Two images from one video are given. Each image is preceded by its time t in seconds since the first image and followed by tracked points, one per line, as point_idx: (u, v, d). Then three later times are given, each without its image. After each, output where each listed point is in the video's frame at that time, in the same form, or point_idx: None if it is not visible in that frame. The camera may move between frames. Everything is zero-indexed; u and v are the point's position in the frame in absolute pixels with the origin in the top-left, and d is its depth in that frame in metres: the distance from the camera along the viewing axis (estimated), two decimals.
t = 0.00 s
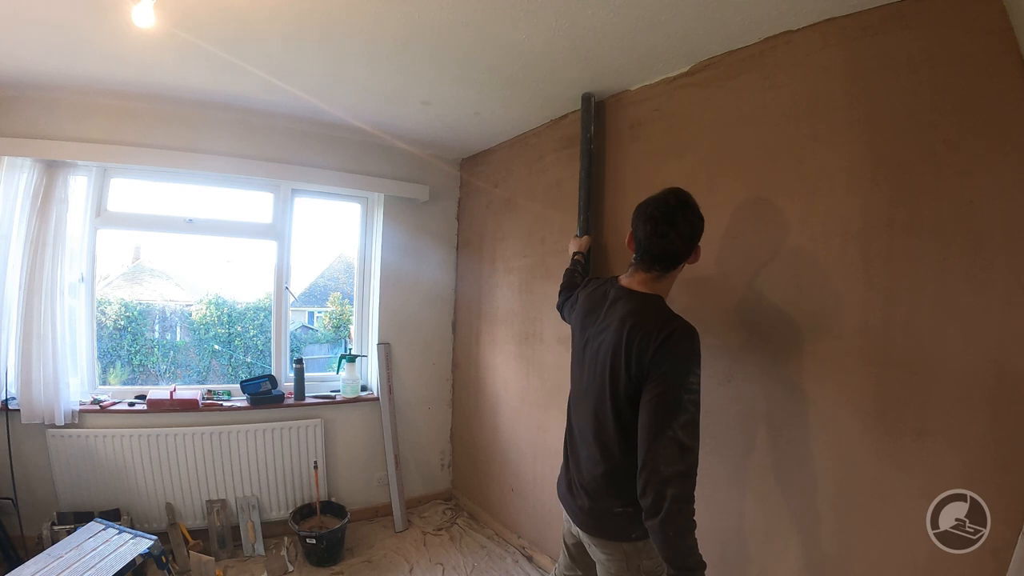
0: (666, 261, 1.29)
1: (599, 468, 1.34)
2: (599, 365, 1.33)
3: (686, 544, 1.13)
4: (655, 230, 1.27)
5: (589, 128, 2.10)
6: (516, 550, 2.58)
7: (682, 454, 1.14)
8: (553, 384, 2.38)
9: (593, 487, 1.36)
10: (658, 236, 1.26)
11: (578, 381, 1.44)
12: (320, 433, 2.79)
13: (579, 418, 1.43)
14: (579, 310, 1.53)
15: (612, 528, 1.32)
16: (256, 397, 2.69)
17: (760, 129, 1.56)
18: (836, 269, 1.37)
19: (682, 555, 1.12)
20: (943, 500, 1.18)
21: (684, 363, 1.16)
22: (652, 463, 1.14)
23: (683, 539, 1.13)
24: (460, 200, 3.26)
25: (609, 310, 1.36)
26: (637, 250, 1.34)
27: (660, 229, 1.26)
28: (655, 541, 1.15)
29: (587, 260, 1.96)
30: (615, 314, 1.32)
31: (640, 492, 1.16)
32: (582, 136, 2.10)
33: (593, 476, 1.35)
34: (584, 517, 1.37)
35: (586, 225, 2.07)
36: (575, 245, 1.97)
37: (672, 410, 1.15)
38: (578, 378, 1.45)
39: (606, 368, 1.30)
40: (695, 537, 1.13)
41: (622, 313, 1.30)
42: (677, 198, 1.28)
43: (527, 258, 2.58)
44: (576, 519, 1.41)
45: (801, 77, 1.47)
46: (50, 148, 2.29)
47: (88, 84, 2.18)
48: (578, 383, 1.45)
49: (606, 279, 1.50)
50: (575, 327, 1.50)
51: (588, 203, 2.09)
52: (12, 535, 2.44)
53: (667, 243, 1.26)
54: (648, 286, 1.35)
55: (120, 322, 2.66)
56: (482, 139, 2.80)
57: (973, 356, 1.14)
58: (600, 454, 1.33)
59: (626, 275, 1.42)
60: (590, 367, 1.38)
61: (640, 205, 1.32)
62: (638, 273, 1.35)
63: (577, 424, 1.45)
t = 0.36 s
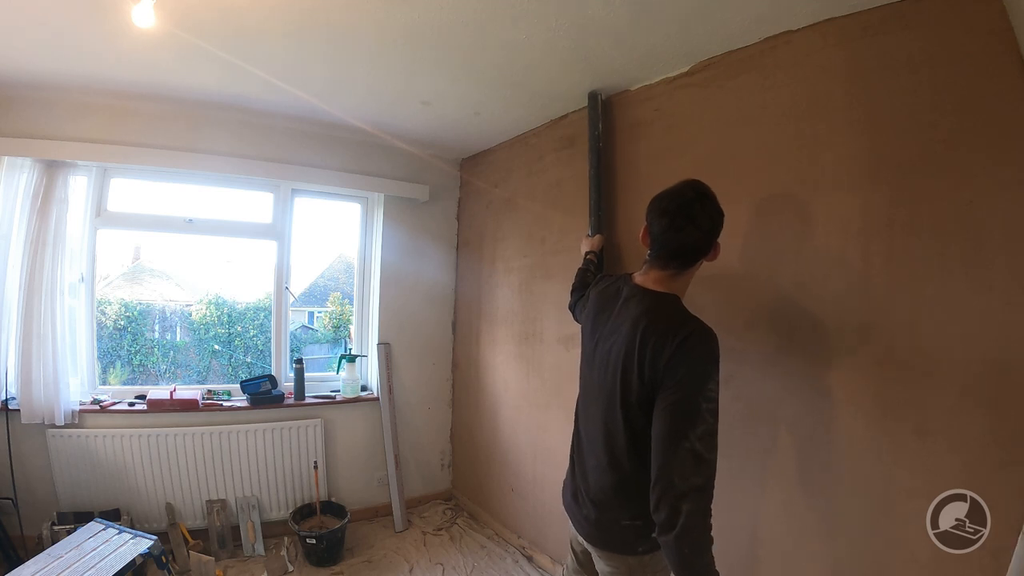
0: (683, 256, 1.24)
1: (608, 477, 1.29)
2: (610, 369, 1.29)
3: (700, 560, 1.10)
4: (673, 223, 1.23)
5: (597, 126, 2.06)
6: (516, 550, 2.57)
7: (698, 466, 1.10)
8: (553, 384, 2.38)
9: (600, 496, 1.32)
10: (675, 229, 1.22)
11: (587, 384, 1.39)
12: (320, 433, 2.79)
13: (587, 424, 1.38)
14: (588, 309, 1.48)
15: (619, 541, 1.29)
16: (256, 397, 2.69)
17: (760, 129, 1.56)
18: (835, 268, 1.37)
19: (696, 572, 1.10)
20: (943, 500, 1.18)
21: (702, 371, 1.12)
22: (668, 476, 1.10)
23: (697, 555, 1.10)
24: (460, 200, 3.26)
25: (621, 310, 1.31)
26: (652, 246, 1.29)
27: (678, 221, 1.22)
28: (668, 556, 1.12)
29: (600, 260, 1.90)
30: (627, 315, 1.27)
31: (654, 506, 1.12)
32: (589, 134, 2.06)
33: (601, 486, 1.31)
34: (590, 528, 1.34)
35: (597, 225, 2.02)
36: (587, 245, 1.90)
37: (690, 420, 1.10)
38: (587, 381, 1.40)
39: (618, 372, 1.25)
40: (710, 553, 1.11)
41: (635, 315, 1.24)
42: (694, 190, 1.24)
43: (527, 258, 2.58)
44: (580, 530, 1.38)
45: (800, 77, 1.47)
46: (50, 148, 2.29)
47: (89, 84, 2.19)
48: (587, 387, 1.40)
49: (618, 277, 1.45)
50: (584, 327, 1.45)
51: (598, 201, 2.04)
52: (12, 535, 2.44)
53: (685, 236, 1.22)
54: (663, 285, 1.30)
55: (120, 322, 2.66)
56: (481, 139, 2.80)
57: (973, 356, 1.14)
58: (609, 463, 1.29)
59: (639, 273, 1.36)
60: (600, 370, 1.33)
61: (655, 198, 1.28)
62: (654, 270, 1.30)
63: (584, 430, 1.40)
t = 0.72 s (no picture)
0: (701, 252, 1.16)
1: (616, 486, 1.25)
2: (623, 373, 1.23)
3: None
4: (688, 220, 1.14)
5: (614, 120, 1.97)
6: (516, 550, 2.57)
7: (720, 477, 1.05)
8: (553, 384, 2.38)
9: (605, 505, 1.27)
10: (691, 225, 1.14)
11: (599, 387, 1.34)
12: (320, 433, 2.79)
13: (597, 428, 1.33)
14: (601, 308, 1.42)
15: (624, 553, 1.25)
16: (256, 397, 2.69)
17: (760, 129, 1.56)
18: (835, 268, 1.37)
19: None
20: (943, 500, 1.18)
21: (723, 378, 1.05)
22: (690, 488, 1.05)
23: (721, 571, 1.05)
24: (460, 200, 3.26)
25: (634, 311, 1.24)
26: (666, 242, 1.22)
27: (693, 217, 1.13)
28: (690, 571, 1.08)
29: (614, 258, 1.81)
30: (642, 316, 1.20)
31: (675, 520, 1.08)
32: (607, 127, 1.97)
33: (607, 494, 1.27)
34: (594, 536, 1.30)
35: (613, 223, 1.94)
36: (601, 243, 1.83)
37: (710, 430, 1.05)
38: (598, 384, 1.35)
39: (631, 377, 1.20)
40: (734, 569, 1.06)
41: (649, 316, 1.18)
42: (712, 181, 1.13)
43: (527, 258, 2.58)
44: (585, 539, 1.34)
45: (800, 77, 1.47)
46: (50, 148, 2.29)
47: (89, 84, 2.19)
48: (598, 390, 1.34)
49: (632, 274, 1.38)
50: (596, 328, 1.39)
51: (615, 199, 1.96)
52: (12, 535, 2.45)
53: (702, 233, 1.13)
54: (680, 282, 1.23)
55: (120, 322, 2.66)
56: (481, 139, 2.80)
57: (973, 356, 1.14)
58: (617, 471, 1.24)
59: (655, 268, 1.29)
60: (612, 373, 1.27)
61: (668, 192, 1.19)
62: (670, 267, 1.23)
63: (593, 434, 1.35)
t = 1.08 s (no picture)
0: (737, 254, 1.15)
1: (654, 499, 1.21)
2: (662, 383, 1.19)
3: None
4: (725, 221, 1.13)
5: (632, 115, 1.92)
6: (516, 550, 2.57)
7: (779, 484, 1.06)
8: (553, 384, 2.38)
9: (642, 519, 1.23)
10: (727, 227, 1.13)
11: (631, 397, 1.29)
12: (320, 433, 2.79)
13: (629, 440, 1.28)
14: (628, 314, 1.37)
15: (661, 566, 1.22)
16: (256, 397, 2.69)
17: (761, 129, 1.56)
18: (836, 268, 1.37)
19: None
20: (943, 500, 1.18)
21: (776, 384, 1.06)
22: (751, 498, 1.06)
23: None
24: (460, 200, 3.26)
25: (672, 318, 1.20)
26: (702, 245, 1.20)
27: (730, 218, 1.13)
28: None
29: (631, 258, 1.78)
30: (683, 324, 1.16)
31: (736, 530, 1.08)
32: (623, 122, 1.92)
33: (644, 508, 1.22)
34: (627, 551, 1.25)
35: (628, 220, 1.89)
36: (617, 242, 1.81)
37: (764, 436, 1.05)
38: (630, 393, 1.30)
39: (674, 387, 1.16)
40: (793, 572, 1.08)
41: (692, 324, 1.14)
42: (746, 183, 1.14)
43: (527, 258, 2.58)
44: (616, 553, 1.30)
45: (801, 77, 1.47)
46: (49, 147, 2.29)
47: (88, 84, 2.18)
48: (630, 399, 1.30)
49: (661, 279, 1.33)
50: (627, 335, 1.33)
51: (630, 196, 1.91)
52: (12, 535, 2.45)
53: (739, 233, 1.12)
54: (716, 285, 1.20)
55: (120, 322, 2.66)
56: (481, 139, 2.80)
57: (972, 356, 1.14)
58: (657, 484, 1.20)
59: (688, 273, 1.27)
60: (649, 383, 1.23)
61: (701, 194, 1.18)
62: (705, 271, 1.21)
63: (625, 445, 1.31)
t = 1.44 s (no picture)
0: (784, 248, 1.11)
1: (720, 507, 1.17)
2: (719, 385, 1.16)
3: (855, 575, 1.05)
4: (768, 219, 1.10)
5: (648, 112, 1.84)
6: (516, 550, 2.57)
7: (842, 475, 1.04)
8: (553, 384, 2.38)
9: (709, 529, 1.19)
10: (771, 224, 1.09)
11: (682, 403, 1.26)
12: (320, 433, 2.79)
13: (687, 447, 1.25)
14: (669, 318, 1.33)
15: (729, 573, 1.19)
16: (256, 397, 2.69)
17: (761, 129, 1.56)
18: (836, 268, 1.36)
19: None
20: (943, 500, 1.18)
21: (836, 373, 1.04)
22: (815, 490, 1.03)
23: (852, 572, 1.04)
24: (460, 200, 3.26)
25: (722, 318, 1.17)
26: (745, 242, 1.17)
27: (775, 215, 1.09)
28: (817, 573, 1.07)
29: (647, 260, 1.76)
30: (736, 324, 1.13)
31: (802, 525, 1.06)
32: (640, 121, 1.85)
33: (711, 517, 1.18)
34: (695, 563, 1.22)
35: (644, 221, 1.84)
36: (633, 244, 1.79)
37: (828, 428, 1.04)
38: (680, 399, 1.27)
39: (732, 388, 1.13)
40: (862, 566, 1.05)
41: (745, 321, 1.11)
42: (786, 178, 1.10)
43: (527, 258, 2.58)
44: (679, 565, 1.26)
45: (801, 77, 1.47)
46: (48, 147, 2.28)
47: (88, 84, 2.18)
48: (681, 405, 1.26)
49: (700, 280, 1.30)
50: (670, 339, 1.30)
51: (648, 196, 1.84)
52: (12, 535, 2.45)
53: (785, 227, 1.09)
54: (762, 281, 1.17)
55: (120, 322, 2.66)
56: (481, 139, 2.80)
57: (972, 356, 1.14)
58: (721, 490, 1.17)
59: (731, 269, 1.23)
60: (703, 387, 1.19)
61: (741, 192, 1.15)
62: (750, 268, 1.17)
63: (680, 453, 1.27)
